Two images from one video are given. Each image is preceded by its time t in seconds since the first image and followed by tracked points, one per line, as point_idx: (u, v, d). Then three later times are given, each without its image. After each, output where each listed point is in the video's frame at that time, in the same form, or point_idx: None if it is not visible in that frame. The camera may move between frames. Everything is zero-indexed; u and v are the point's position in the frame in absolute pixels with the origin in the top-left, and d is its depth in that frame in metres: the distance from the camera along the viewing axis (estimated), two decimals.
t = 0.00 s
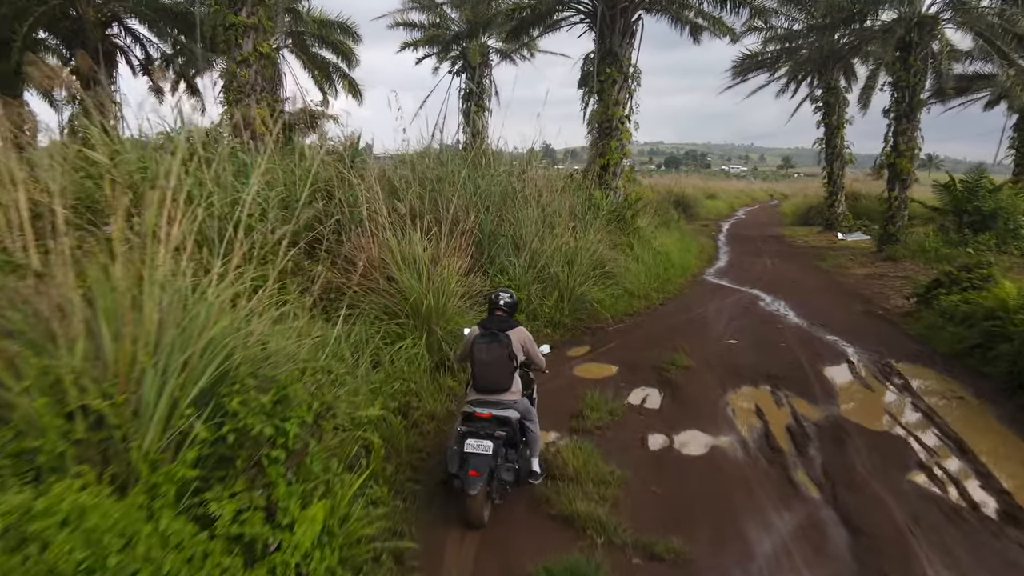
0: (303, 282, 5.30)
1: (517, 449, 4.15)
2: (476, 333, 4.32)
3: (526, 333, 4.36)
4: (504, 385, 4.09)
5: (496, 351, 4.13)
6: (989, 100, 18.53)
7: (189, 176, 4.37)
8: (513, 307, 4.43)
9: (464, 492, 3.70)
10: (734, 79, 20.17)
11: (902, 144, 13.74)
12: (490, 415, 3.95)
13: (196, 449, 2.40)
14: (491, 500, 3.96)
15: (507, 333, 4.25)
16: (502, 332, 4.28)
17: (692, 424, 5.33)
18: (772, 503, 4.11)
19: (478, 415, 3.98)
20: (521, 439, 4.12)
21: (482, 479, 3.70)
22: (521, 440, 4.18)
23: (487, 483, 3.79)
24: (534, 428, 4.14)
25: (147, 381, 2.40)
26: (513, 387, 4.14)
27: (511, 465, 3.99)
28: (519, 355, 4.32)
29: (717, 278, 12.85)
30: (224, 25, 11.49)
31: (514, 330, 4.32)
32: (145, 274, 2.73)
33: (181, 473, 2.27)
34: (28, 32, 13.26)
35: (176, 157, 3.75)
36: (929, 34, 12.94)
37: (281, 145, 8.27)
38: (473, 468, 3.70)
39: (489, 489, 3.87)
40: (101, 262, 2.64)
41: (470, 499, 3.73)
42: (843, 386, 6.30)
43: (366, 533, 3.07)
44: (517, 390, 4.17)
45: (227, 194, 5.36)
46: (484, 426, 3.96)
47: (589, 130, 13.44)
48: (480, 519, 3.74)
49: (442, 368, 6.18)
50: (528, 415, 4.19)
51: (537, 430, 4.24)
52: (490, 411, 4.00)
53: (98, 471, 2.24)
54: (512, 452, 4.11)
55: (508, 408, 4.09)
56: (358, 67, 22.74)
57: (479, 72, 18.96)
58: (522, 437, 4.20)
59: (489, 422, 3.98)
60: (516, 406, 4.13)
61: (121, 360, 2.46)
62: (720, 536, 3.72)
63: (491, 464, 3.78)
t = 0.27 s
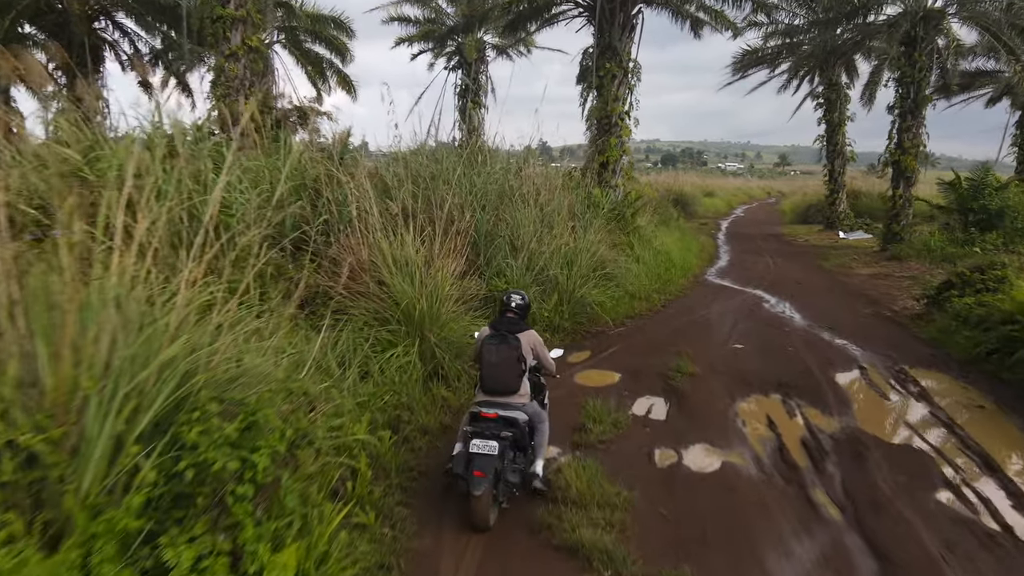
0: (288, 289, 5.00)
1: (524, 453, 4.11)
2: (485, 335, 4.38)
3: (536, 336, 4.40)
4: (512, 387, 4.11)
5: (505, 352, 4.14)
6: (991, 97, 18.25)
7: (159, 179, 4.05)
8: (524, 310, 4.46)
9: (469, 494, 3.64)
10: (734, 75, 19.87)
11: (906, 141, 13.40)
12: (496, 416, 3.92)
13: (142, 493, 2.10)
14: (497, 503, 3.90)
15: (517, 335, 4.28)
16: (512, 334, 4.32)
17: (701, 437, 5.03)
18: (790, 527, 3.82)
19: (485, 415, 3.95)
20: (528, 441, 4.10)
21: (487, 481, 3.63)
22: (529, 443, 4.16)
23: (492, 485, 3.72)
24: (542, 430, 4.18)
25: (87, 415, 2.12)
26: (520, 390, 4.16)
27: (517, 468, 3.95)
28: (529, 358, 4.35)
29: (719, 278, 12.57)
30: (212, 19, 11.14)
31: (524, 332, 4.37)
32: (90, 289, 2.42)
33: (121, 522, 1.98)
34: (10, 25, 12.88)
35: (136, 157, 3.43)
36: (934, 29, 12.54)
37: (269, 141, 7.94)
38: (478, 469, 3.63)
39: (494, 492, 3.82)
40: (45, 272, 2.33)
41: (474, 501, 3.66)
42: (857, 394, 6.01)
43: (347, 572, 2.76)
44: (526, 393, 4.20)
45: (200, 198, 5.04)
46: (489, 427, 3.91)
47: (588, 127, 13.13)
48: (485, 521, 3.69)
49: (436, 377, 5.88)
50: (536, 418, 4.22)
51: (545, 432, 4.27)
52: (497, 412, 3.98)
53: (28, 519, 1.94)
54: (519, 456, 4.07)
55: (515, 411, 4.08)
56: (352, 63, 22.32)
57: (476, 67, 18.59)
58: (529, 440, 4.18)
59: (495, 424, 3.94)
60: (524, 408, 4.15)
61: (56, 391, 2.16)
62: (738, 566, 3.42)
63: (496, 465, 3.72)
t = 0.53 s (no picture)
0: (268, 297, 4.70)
1: (532, 453, 4.15)
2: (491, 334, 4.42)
3: (541, 333, 4.42)
4: (518, 385, 4.16)
5: (510, 350, 4.18)
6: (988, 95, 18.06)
7: (122, 179, 3.73)
8: (528, 308, 4.50)
9: (474, 496, 3.63)
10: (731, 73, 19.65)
11: (907, 139, 13.08)
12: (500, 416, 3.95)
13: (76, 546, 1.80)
14: (504, 505, 3.89)
15: (522, 333, 4.32)
16: (517, 332, 4.36)
17: (708, 451, 4.74)
18: (810, 553, 3.53)
19: (489, 415, 4.04)
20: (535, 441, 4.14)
21: (492, 482, 3.62)
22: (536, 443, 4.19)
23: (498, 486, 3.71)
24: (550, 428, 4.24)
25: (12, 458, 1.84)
26: (526, 388, 4.21)
27: (525, 468, 3.95)
28: (534, 356, 4.38)
29: (718, 279, 12.30)
30: (197, 12, 10.79)
31: (529, 329, 4.40)
32: (22, 308, 2.12)
33: None
34: None
35: (84, 154, 3.11)
36: (936, 24, 12.41)
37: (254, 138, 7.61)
38: (483, 470, 3.64)
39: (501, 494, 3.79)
40: None
41: (479, 503, 3.64)
42: (869, 402, 5.73)
43: None
44: (532, 391, 4.25)
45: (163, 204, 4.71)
46: (494, 427, 3.98)
47: (584, 124, 12.85)
48: (492, 525, 3.66)
49: (428, 387, 5.58)
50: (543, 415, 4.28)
51: (555, 426, 4.37)
52: (502, 412, 4.05)
53: None
54: (527, 456, 4.10)
55: (521, 410, 4.13)
56: (344, 60, 21.93)
57: (469, 64, 18.26)
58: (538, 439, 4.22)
59: (500, 423, 4.01)
60: (530, 407, 4.20)
61: None
62: None
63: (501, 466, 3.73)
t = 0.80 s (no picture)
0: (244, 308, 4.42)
1: (536, 455, 4.11)
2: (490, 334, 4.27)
3: (542, 332, 4.27)
4: (520, 387, 4.03)
5: (512, 352, 4.05)
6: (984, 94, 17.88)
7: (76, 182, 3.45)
8: (528, 306, 4.34)
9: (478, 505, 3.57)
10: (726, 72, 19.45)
11: (906, 138, 12.85)
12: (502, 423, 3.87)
13: None
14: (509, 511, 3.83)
15: (523, 333, 4.18)
16: (517, 332, 4.21)
17: (714, 465, 4.49)
18: None
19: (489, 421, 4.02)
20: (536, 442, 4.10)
21: (495, 490, 3.55)
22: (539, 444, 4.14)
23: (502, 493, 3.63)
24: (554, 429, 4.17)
25: None
26: (528, 390, 4.09)
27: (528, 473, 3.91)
28: (536, 355, 4.22)
29: (716, 281, 12.07)
30: (180, 6, 10.45)
31: (530, 329, 4.24)
32: None
33: None
34: None
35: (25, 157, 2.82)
36: (935, 21, 12.09)
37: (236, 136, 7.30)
38: (486, 478, 3.57)
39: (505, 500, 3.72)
40: None
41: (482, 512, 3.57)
42: (878, 410, 5.49)
43: None
44: (534, 393, 4.13)
45: (130, 208, 4.42)
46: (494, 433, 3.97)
47: (579, 123, 12.59)
48: (496, 532, 3.60)
49: (418, 397, 5.31)
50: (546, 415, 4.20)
51: (562, 428, 4.22)
52: (502, 417, 4.02)
53: None
54: (530, 458, 4.05)
55: (523, 413, 4.04)
56: (334, 58, 21.54)
57: (462, 62, 17.97)
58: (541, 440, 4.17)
59: (501, 430, 3.99)
60: (532, 409, 4.10)
61: None
62: None
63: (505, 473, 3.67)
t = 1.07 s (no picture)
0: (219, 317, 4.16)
1: (537, 459, 4.07)
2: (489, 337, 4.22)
3: (541, 332, 4.25)
4: (522, 389, 3.99)
5: (512, 353, 4.02)
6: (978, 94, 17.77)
7: (27, 180, 3.22)
8: (526, 305, 4.31)
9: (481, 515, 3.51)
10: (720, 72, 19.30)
11: (903, 137, 12.70)
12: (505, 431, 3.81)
13: None
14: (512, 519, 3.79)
15: (523, 333, 4.15)
16: (516, 333, 4.18)
17: (719, 481, 4.25)
18: None
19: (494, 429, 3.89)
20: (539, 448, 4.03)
21: (499, 500, 3.51)
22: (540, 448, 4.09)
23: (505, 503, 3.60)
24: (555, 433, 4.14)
25: None
26: (530, 392, 4.05)
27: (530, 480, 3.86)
28: (536, 355, 4.19)
29: (713, 283, 11.87)
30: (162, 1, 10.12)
31: (529, 329, 4.22)
32: None
33: None
34: None
35: None
36: (933, 19, 11.92)
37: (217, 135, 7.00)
38: (490, 488, 3.52)
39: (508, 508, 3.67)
40: None
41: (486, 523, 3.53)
42: (887, 418, 5.27)
43: None
44: (535, 396, 4.09)
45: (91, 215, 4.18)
46: (499, 441, 3.86)
47: (572, 122, 12.35)
48: (500, 543, 3.54)
49: (407, 410, 5.05)
50: (547, 420, 4.12)
51: (557, 436, 4.16)
52: (506, 424, 3.91)
53: None
54: (531, 463, 4.02)
55: (525, 418, 3.99)
56: (323, 57, 21.18)
57: (453, 61, 17.69)
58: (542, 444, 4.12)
59: (505, 437, 3.88)
60: (533, 414, 4.03)
61: None
62: None
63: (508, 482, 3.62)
